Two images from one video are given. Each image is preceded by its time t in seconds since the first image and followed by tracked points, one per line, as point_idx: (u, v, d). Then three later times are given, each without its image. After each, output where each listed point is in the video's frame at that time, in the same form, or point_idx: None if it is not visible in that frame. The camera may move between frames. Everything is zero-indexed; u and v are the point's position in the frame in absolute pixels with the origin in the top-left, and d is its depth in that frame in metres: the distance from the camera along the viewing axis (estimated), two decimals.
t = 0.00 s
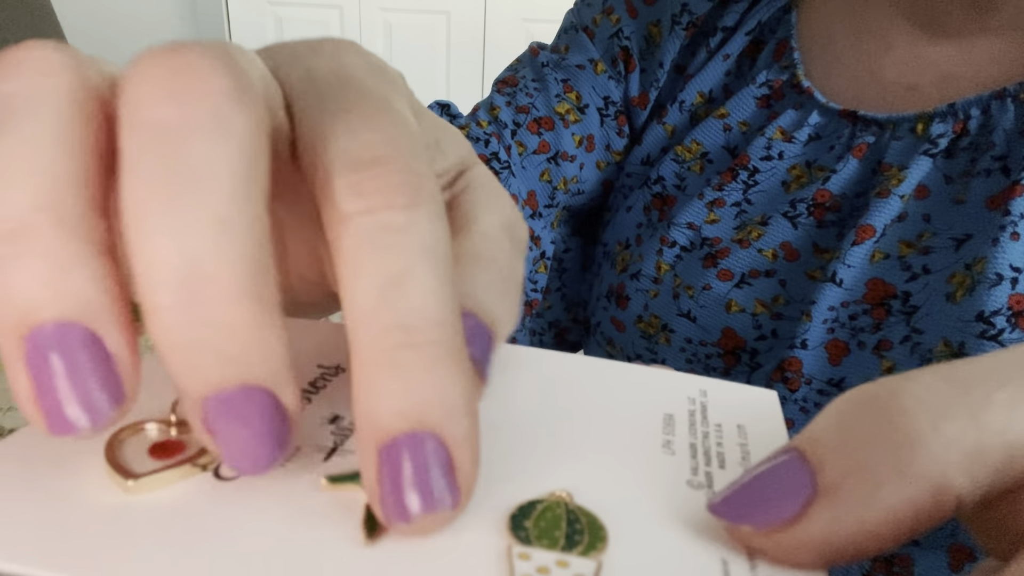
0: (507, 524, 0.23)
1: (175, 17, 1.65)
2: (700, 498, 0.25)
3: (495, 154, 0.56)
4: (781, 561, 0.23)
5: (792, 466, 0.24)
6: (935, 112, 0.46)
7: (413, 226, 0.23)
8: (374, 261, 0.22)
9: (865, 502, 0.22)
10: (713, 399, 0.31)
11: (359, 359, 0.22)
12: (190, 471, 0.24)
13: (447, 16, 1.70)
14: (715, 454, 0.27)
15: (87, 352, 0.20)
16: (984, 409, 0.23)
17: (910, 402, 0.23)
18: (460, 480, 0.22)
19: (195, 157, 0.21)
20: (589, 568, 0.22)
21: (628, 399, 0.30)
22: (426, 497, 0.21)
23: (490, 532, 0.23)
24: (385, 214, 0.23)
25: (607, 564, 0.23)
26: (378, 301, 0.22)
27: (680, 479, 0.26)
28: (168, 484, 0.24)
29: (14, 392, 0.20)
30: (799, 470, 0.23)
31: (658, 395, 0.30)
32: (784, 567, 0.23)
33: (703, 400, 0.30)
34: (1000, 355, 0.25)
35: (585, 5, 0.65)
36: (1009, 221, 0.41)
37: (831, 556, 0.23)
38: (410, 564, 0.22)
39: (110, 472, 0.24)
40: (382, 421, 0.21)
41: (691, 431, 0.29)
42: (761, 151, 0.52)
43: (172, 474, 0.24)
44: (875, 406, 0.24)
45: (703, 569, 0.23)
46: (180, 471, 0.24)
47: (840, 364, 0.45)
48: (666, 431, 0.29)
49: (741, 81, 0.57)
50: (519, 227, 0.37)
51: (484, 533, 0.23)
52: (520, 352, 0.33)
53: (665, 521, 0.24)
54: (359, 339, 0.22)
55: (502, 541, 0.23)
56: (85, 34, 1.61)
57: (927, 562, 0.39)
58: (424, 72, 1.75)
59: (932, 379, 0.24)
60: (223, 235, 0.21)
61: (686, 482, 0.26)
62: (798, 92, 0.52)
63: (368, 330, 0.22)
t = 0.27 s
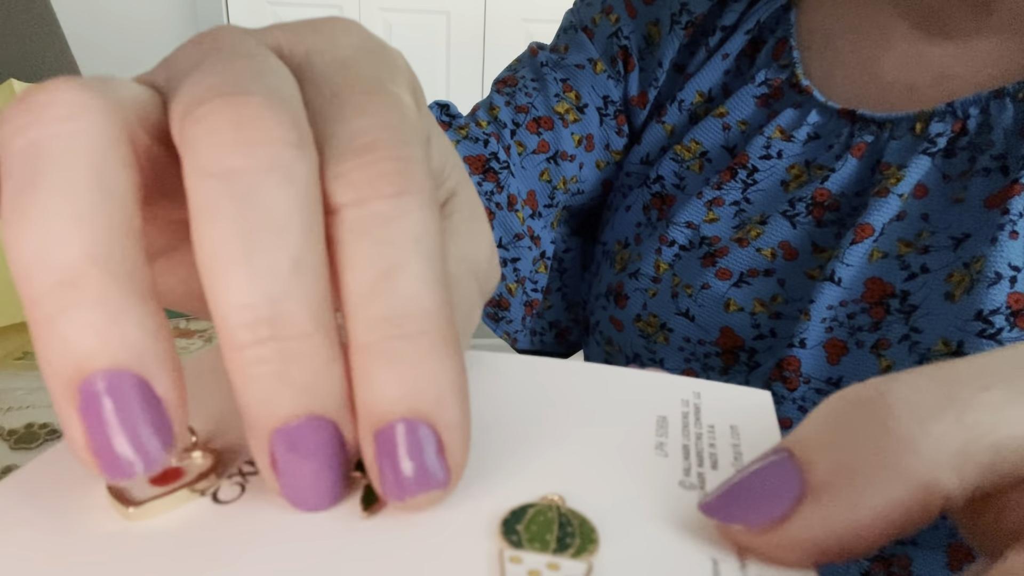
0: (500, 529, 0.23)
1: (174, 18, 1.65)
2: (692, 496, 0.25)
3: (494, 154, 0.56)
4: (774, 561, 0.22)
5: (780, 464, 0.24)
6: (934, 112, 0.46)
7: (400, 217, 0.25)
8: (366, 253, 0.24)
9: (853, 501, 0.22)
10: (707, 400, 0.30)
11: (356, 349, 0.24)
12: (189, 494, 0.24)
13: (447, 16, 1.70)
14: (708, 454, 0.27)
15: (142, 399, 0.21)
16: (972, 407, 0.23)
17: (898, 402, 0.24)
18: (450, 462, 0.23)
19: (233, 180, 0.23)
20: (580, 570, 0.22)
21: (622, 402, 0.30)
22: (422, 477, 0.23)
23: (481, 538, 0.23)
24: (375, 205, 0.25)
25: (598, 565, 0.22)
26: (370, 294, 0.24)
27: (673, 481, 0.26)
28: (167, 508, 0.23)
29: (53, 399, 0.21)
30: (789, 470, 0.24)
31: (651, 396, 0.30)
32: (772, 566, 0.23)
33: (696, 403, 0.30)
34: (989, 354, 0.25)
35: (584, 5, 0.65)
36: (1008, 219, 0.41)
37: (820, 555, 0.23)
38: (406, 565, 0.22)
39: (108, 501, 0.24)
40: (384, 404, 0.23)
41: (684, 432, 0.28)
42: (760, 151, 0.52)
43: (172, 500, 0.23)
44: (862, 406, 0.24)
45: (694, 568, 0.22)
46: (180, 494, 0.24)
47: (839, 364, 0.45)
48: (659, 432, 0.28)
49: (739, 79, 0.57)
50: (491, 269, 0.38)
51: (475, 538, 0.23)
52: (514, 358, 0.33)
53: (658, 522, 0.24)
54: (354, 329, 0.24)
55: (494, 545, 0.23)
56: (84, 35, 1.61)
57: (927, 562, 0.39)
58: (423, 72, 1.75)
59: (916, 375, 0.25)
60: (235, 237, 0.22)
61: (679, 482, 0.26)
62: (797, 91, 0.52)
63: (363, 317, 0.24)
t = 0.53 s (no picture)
0: (490, 528, 0.23)
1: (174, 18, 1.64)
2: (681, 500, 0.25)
3: (494, 154, 0.56)
4: (758, 562, 0.23)
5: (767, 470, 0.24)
6: (933, 111, 0.46)
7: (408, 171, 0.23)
8: (373, 212, 0.22)
9: (838, 504, 0.22)
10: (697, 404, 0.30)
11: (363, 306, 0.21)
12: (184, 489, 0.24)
13: (447, 16, 1.69)
14: (696, 457, 0.27)
15: (168, 399, 0.20)
16: (956, 413, 0.23)
17: (880, 405, 0.23)
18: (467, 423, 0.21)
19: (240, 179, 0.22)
20: (567, 569, 0.22)
21: (614, 404, 0.30)
22: (437, 439, 0.21)
23: (469, 537, 0.23)
24: (383, 162, 0.23)
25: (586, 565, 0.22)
26: (379, 249, 0.22)
27: (661, 482, 0.26)
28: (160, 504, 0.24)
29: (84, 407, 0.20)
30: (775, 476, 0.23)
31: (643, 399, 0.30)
32: (759, 567, 0.23)
33: (687, 406, 0.30)
34: (984, 356, 0.25)
35: (584, 4, 0.65)
36: (1007, 218, 0.41)
37: (807, 557, 0.23)
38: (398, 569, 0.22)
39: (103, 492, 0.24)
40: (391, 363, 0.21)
41: (674, 435, 0.28)
42: (759, 150, 0.52)
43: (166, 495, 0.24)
44: (846, 410, 0.24)
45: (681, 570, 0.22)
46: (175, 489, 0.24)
47: (839, 363, 0.45)
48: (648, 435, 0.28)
49: (740, 78, 0.57)
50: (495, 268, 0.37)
51: (465, 537, 0.23)
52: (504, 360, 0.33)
53: (648, 523, 0.24)
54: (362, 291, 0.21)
55: (483, 545, 0.23)
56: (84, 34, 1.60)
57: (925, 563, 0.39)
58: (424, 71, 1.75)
59: (904, 383, 0.24)
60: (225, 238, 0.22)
61: (667, 484, 0.26)
62: (796, 90, 0.52)
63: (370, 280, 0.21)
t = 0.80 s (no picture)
0: (495, 513, 0.23)
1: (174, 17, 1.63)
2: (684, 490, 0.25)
3: (495, 153, 0.56)
4: (762, 553, 0.22)
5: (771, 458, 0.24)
6: (932, 111, 0.46)
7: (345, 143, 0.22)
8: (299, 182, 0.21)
9: (835, 495, 0.23)
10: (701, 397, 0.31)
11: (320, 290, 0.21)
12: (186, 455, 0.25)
13: (447, 16, 1.69)
14: (700, 450, 0.27)
15: (120, 314, 0.22)
16: (958, 404, 0.24)
17: (885, 398, 0.24)
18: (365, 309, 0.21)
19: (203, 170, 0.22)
20: (571, 554, 0.22)
21: (616, 399, 0.30)
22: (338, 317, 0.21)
23: (476, 521, 0.23)
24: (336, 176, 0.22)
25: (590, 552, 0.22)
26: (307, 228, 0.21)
27: (664, 474, 0.26)
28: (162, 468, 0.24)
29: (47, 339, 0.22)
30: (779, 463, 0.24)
31: (645, 393, 0.30)
32: (763, 558, 0.22)
33: (689, 400, 0.30)
34: (977, 353, 0.25)
35: (584, 4, 0.65)
36: (1007, 219, 0.41)
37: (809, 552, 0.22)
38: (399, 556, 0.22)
39: (105, 455, 0.24)
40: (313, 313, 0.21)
41: (677, 428, 0.29)
42: (759, 149, 0.52)
43: (170, 457, 0.24)
44: (847, 402, 0.24)
45: (683, 557, 0.22)
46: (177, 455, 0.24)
47: (838, 364, 0.45)
48: (652, 427, 0.28)
49: (740, 78, 0.57)
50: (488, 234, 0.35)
51: (468, 525, 0.23)
52: (505, 350, 0.33)
53: (650, 513, 0.24)
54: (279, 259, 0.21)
55: (486, 530, 0.23)
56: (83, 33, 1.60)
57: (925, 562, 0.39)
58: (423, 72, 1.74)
59: (905, 373, 0.25)
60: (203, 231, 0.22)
61: (670, 475, 0.26)
62: (796, 90, 0.52)
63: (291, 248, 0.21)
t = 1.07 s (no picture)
0: (486, 517, 0.24)
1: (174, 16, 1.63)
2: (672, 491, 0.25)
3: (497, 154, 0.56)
4: (750, 551, 0.22)
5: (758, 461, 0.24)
6: (932, 111, 0.46)
7: (403, 197, 0.23)
8: (365, 232, 0.22)
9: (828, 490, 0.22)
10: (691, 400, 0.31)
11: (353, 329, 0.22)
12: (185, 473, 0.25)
13: (447, 16, 1.69)
14: (690, 451, 0.27)
15: (168, 386, 0.22)
16: (942, 403, 0.23)
17: (872, 397, 0.23)
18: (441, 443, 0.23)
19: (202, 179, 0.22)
20: (561, 554, 0.22)
21: (607, 403, 0.30)
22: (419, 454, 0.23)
23: (467, 524, 0.23)
24: (371, 182, 0.23)
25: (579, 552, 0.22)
26: (367, 271, 0.22)
27: (654, 475, 0.26)
28: (162, 487, 0.24)
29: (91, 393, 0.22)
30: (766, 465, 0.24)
31: (637, 397, 0.31)
32: (749, 556, 0.22)
33: (680, 403, 0.30)
34: (969, 351, 0.25)
35: (585, 5, 0.65)
36: (1006, 219, 0.41)
37: (797, 547, 0.22)
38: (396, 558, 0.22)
39: (104, 477, 0.24)
40: (383, 382, 0.22)
41: (667, 430, 0.29)
42: (759, 150, 0.52)
43: (168, 476, 0.24)
44: (836, 404, 0.24)
45: (671, 557, 0.22)
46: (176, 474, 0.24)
47: (838, 364, 0.45)
48: (642, 431, 0.29)
49: (740, 79, 0.57)
50: (539, 276, 0.36)
51: (462, 527, 0.23)
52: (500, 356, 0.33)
53: (640, 514, 0.24)
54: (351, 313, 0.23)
55: (478, 531, 0.23)
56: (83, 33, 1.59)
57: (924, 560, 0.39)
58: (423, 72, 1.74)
59: (890, 376, 0.24)
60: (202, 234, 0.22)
61: (660, 477, 0.26)
62: (796, 90, 0.52)
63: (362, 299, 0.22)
